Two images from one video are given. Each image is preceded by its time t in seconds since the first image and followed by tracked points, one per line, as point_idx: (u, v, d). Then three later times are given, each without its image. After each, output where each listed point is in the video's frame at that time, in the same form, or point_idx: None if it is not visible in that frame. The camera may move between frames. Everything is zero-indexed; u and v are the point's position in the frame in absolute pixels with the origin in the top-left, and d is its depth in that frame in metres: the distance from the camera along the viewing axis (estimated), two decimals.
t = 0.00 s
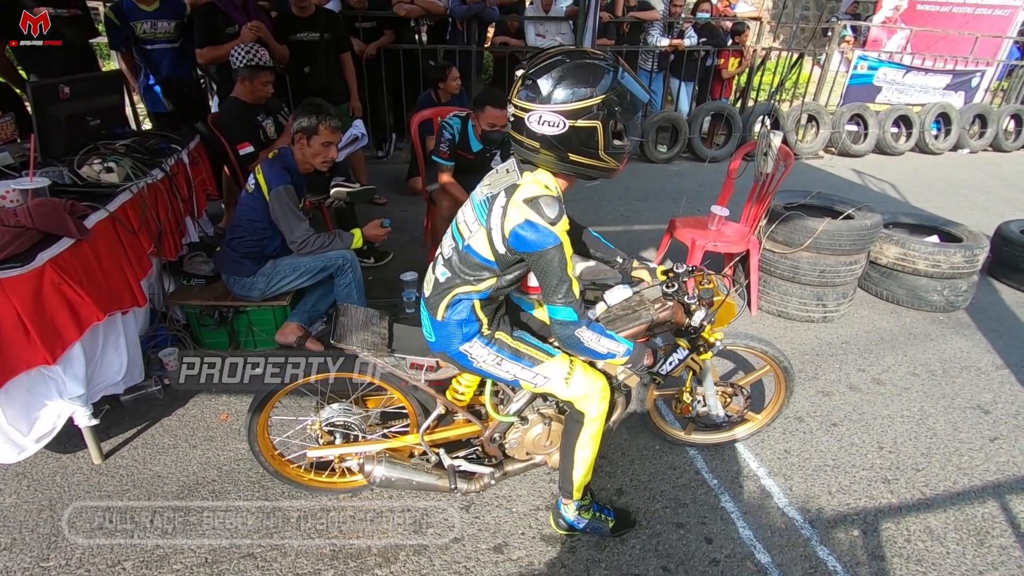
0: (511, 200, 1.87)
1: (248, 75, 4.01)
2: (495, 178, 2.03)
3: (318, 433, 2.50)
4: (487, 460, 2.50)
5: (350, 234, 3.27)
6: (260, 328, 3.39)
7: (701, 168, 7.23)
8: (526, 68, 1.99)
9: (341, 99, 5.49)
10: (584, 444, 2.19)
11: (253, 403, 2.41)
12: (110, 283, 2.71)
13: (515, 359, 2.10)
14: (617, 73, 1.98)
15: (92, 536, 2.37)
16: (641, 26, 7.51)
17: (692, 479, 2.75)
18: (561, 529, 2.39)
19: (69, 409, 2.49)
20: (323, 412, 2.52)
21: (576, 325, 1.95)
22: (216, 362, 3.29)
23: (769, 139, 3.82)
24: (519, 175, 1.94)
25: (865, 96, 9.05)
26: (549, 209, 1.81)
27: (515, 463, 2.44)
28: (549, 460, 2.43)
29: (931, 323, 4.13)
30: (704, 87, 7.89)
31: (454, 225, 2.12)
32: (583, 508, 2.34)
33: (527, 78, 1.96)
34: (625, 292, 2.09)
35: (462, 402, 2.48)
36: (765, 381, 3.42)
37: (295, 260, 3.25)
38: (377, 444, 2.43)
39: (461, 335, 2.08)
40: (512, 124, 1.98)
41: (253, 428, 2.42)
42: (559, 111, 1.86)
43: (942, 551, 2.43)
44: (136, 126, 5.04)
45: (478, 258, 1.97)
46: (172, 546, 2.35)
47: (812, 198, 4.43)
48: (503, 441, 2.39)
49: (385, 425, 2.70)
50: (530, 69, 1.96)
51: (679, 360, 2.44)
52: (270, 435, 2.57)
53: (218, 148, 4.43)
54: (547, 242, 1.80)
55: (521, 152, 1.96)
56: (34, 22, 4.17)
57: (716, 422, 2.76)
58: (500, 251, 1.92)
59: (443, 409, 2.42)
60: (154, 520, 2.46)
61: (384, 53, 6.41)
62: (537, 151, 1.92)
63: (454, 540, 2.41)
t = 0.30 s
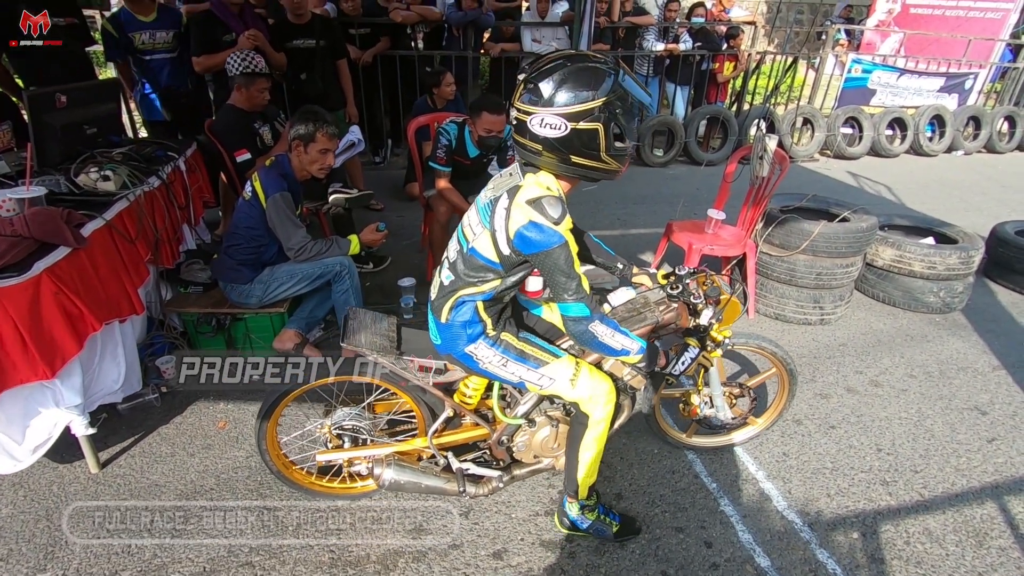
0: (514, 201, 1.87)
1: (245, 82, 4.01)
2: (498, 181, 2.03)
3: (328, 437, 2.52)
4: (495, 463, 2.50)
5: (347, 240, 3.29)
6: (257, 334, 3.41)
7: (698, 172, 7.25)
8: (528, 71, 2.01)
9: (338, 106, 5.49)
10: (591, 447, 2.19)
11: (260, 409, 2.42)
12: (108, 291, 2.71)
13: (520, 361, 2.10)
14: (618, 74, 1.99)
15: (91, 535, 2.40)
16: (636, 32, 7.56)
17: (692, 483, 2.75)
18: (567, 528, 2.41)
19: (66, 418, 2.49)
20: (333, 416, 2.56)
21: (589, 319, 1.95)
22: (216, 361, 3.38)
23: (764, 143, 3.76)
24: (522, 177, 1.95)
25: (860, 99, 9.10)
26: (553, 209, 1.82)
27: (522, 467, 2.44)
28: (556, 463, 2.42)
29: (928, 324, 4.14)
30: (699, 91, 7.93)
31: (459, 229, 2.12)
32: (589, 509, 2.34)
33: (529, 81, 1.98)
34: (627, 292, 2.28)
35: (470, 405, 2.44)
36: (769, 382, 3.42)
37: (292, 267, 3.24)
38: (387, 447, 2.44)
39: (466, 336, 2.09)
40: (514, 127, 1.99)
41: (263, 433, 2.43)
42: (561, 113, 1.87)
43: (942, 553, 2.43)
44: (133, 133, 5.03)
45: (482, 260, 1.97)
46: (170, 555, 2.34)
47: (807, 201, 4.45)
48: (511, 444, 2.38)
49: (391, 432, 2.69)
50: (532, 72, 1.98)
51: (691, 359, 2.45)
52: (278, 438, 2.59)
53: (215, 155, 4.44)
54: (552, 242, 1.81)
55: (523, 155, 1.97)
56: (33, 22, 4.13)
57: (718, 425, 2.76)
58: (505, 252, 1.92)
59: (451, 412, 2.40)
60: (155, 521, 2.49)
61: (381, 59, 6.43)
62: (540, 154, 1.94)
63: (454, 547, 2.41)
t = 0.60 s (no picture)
0: (527, 211, 1.87)
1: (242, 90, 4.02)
2: (509, 189, 2.02)
3: (339, 444, 2.50)
4: (504, 470, 2.49)
5: (344, 248, 3.28)
6: (253, 343, 3.40)
7: (694, 177, 7.27)
8: (542, 79, 2.05)
9: (335, 113, 5.51)
10: (603, 453, 2.19)
11: (271, 418, 2.38)
12: (105, 301, 2.70)
13: (533, 368, 2.11)
14: (631, 82, 2.02)
15: (87, 542, 2.40)
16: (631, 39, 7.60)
17: (690, 489, 2.74)
18: (604, 538, 2.41)
19: (61, 428, 2.47)
20: (344, 423, 2.52)
21: (609, 324, 1.97)
22: (216, 362, 3.38)
23: (760, 149, 3.82)
24: (533, 185, 1.94)
25: (854, 104, 9.14)
26: (568, 218, 1.83)
27: (533, 473, 2.42)
28: (568, 469, 2.40)
29: (925, 328, 4.14)
30: (695, 97, 7.96)
31: (470, 237, 2.11)
32: (628, 517, 2.36)
33: (543, 89, 2.01)
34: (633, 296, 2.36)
35: (479, 412, 2.46)
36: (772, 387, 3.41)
37: (289, 275, 3.22)
38: (397, 455, 2.43)
39: (480, 342, 2.09)
40: (528, 134, 2.02)
41: (273, 442, 2.40)
42: (575, 120, 1.90)
43: (940, 558, 2.42)
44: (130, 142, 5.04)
45: (495, 269, 1.97)
46: (166, 565, 2.32)
47: (803, 206, 4.46)
48: (521, 451, 2.37)
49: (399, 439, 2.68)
50: (547, 80, 2.02)
51: (715, 363, 2.39)
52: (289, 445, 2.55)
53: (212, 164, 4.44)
54: (567, 250, 1.81)
55: (536, 161, 2.00)
56: (34, 21, 4.19)
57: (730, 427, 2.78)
58: (518, 261, 1.91)
59: (462, 420, 2.41)
60: (156, 518, 2.53)
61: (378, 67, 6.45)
62: (552, 160, 1.97)
63: (451, 556, 2.39)
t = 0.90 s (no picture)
0: (548, 219, 1.87)
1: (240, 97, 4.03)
2: (522, 196, 1.99)
3: (345, 453, 2.50)
4: (512, 476, 2.48)
5: (341, 254, 3.26)
6: (252, 350, 3.42)
7: (693, 181, 7.28)
8: (555, 87, 2.05)
9: (333, 119, 5.52)
10: (613, 458, 2.18)
11: (278, 427, 2.36)
12: (102, 308, 2.70)
13: (544, 375, 2.10)
14: (644, 88, 2.03)
15: (84, 551, 2.39)
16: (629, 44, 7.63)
17: (690, 494, 2.73)
18: (605, 543, 2.40)
19: (57, 436, 2.46)
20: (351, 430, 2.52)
21: (638, 326, 1.96)
22: (216, 361, 3.38)
23: (757, 152, 3.80)
24: (549, 192, 1.94)
25: (852, 107, 9.17)
26: (590, 222, 1.83)
27: (541, 477, 2.41)
28: (575, 475, 2.39)
29: (924, 331, 4.14)
30: (692, 101, 7.98)
31: (482, 244, 2.10)
32: (630, 521, 2.35)
33: (558, 95, 2.01)
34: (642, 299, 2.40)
35: (487, 418, 2.46)
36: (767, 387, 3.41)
37: (287, 281, 3.22)
38: (404, 464, 2.41)
39: (491, 351, 2.09)
40: (541, 140, 2.01)
41: (281, 451, 2.39)
42: (590, 127, 1.91)
43: (941, 563, 2.41)
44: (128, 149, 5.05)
45: (516, 277, 1.97)
46: (162, 573, 2.31)
47: (801, 209, 4.46)
48: (529, 457, 2.37)
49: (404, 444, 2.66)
50: (560, 87, 2.02)
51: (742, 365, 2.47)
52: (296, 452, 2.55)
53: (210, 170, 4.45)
54: (590, 255, 1.81)
55: (550, 167, 2.00)
56: (34, 21, 4.20)
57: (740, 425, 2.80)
58: (540, 269, 1.92)
59: (470, 427, 2.40)
60: (155, 524, 2.53)
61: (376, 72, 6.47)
62: (566, 166, 1.96)
63: (449, 563, 2.38)
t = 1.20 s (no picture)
0: (549, 223, 1.86)
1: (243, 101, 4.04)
2: (524, 200, 1.99)
3: (346, 458, 2.49)
4: (513, 481, 2.47)
5: (343, 257, 3.24)
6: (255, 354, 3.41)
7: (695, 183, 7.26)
8: (560, 91, 2.04)
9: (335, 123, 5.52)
10: (616, 463, 2.16)
11: (278, 431, 2.35)
12: (104, 312, 2.70)
13: (546, 380, 2.10)
14: (649, 92, 2.02)
15: (86, 556, 2.38)
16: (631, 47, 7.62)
17: (694, 499, 2.71)
18: (609, 547, 2.38)
19: (60, 441, 2.46)
20: (352, 435, 2.51)
21: (629, 340, 1.94)
22: (216, 361, 3.36)
23: (759, 155, 3.83)
24: (552, 197, 1.92)
25: (855, 109, 9.14)
26: (591, 229, 1.83)
27: (542, 482, 2.41)
28: (576, 480, 2.38)
29: (929, 333, 4.12)
30: (694, 103, 7.97)
31: (484, 248, 2.09)
32: (634, 526, 2.34)
33: (562, 99, 2.00)
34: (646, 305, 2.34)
35: (488, 423, 2.43)
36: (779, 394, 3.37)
37: (289, 284, 3.22)
38: (404, 469, 2.39)
39: (492, 356, 2.08)
40: (544, 144, 2.01)
41: (281, 455, 2.38)
42: (594, 132, 1.90)
43: (949, 567, 2.39)
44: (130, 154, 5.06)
45: (516, 281, 1.96)
46: None
47: (804, 211, 4.44)
48: (530, 461, 2.37)
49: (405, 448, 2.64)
50: (565, 92, 2.01)
51: (737, 380, 2.37)
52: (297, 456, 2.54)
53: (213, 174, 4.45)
54: (589, 262, 1.80)
55: (552, 172, 1.99)
56: (34, 22, 4.21)
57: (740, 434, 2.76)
58: (540, 275, 1.90)
59: (472, 432, 2.38)
60: (157, 528, 2.52)
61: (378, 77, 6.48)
62: (570, 170, 1.96)
63: (452, 568, 2.36)
